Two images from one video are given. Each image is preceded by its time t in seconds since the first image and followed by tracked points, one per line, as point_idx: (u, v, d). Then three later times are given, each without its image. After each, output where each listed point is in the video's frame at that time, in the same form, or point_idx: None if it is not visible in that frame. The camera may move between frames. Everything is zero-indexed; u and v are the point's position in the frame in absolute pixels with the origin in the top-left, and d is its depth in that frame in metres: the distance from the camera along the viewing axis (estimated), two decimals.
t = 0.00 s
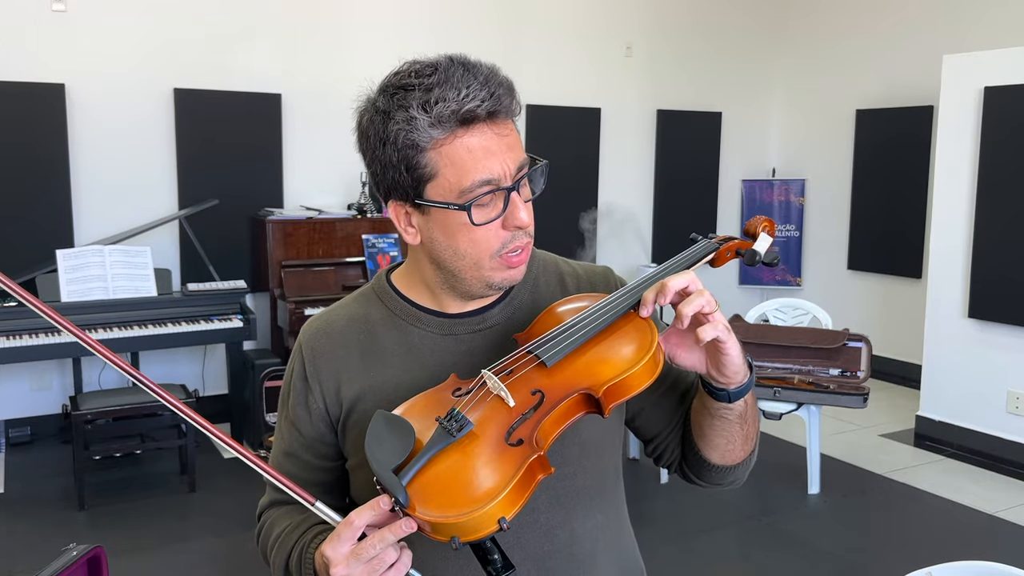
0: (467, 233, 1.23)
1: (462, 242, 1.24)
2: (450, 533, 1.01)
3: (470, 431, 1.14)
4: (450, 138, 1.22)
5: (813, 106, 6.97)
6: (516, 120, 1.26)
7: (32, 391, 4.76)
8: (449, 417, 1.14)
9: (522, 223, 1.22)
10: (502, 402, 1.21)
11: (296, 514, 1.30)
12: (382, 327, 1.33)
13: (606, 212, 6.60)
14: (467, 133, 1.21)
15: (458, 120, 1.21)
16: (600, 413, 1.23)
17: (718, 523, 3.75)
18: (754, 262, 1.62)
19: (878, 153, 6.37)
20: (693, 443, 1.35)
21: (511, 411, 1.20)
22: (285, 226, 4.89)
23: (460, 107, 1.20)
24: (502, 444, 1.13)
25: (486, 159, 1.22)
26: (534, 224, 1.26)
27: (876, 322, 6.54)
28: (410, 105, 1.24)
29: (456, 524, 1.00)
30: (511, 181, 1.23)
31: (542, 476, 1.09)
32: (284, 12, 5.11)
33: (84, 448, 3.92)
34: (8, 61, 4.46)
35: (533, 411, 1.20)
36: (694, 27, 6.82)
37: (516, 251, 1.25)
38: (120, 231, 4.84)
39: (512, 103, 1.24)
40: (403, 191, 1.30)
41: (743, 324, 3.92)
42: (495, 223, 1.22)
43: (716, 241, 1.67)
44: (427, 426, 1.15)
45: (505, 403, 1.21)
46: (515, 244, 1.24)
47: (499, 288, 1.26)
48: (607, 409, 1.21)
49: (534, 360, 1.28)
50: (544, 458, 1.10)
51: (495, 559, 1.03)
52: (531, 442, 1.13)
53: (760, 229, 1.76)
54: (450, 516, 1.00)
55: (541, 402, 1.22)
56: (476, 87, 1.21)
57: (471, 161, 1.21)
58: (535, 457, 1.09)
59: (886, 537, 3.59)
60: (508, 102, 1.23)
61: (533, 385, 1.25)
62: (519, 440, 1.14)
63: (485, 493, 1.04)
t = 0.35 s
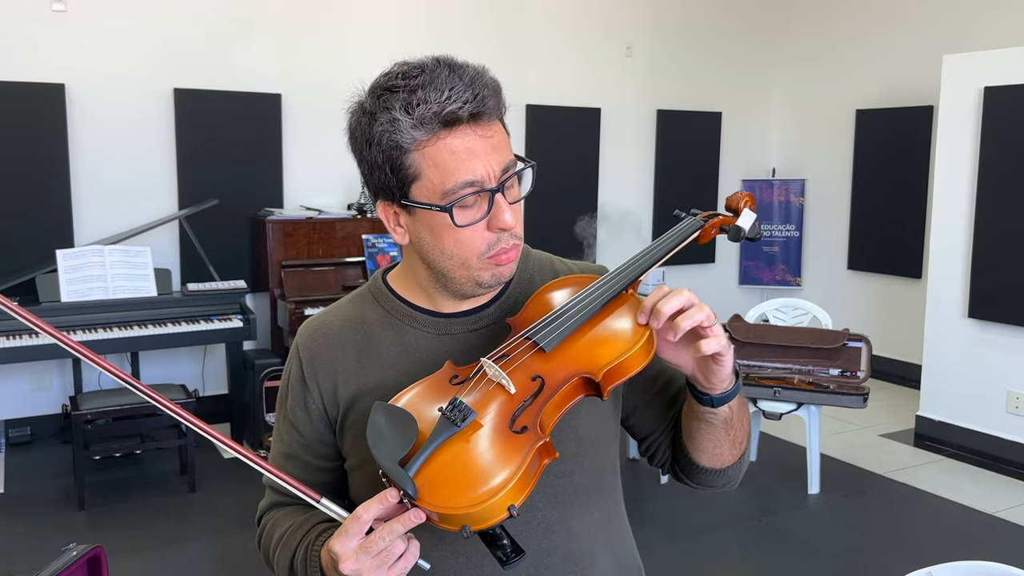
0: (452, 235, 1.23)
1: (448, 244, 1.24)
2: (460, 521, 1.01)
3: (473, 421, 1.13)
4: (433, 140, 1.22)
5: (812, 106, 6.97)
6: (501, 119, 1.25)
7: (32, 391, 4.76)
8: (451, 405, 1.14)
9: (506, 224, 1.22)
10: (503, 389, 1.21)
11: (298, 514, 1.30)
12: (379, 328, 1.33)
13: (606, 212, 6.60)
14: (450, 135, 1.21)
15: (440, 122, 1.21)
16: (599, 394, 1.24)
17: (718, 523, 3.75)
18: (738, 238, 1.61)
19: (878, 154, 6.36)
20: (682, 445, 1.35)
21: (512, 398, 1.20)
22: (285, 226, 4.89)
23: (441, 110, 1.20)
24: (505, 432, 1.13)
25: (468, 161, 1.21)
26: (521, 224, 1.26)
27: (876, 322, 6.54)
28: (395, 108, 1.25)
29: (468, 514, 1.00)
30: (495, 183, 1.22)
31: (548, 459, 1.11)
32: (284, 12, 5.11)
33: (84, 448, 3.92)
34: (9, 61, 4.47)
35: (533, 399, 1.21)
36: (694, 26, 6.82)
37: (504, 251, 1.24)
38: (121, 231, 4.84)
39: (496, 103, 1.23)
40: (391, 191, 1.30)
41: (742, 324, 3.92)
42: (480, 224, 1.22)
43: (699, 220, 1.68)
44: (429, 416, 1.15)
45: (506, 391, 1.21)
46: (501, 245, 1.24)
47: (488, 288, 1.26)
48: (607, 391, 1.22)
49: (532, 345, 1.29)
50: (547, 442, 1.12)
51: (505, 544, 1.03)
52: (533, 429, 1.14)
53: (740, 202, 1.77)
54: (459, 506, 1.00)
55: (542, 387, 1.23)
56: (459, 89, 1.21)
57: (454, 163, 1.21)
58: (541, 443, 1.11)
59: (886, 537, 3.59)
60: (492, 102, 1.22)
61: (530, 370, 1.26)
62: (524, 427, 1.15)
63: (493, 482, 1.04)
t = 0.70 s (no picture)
0: (445, 239, 1.23)
1: (441, 247, 1.24)
2: (461, 529, 1.01)
3: (474, 427, 1.14)
4: (425, 143, 1.22)
5: (812, 106, 6.97)
6: (497, 121, 1.24)
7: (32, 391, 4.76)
8: (451, 412, 1.14)
9: (500, 228, 1.21)
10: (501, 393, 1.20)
11: (300, 512, 1.30)
12: (380, 327, 1.33)
13: (606, 212, 6.60)
14: (443, 138, 1.21)
15: (432, 126, 1.21)
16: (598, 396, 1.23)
17: (718, 523, 3.75)
18: (738, 231, 1.67)
19: (877, 153, 6.36)
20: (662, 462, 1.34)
21: (510, 401, 1.19)
22: (285, 226, 4.88)
23: (433, 113, 1.20)
24: (504, 438, 1.13)
25: (460, 164, 1.21)
26: (516, 226, 1.25)
27: (876, 322, 6.54)
28: (388, 110, 1.25)
29: (469, 525, 1.01)
30: (488, 187, 1.22)
31: (547, 465, 1.11)
32: (284, 12, 5.11)
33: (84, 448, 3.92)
34: (9, 61, 4.46)
35: (532, 402, 1.20)
36: (695, 26, 6.81)
37: (498, 255, 1.24)
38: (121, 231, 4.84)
39: (491, 104, 1.22)
40: (387, 193, 1.31)
41: (742, 324, 3.92)
42: (472, 228, 1.22)
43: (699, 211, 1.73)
44: (427, 421, 1.14)
45: (504, 394, 1.20)
46: (494, 248, 1.23)
47: (484, 291, 1.26)
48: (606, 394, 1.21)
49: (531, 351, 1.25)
50: (547, 449, 1.12)
51: (505, 547, 1.05)
52: (532, 436, 1.13)
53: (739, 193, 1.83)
54: (460, 515, 1.01)
55: (541, 393, 1.21)
56: (452, 92, 1.21)
57: (447, 166, 1.21)
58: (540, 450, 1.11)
59: (885, 537, 3.59)
60: (485, 104, 1.22)
61: (529, 369, 1.24)
62: (523, 433, 1.15)
63: (493, 490, 1.04)
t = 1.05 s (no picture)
0: (441, 242, 1.23)
1: (438, 251, 1.24)
2: (436, 529, 1.01)
3: (454, 428, 1.12)
4: (422, 147, 1.22)
5: (812, 107, 6.97)
6: (495, 124, 1.23)
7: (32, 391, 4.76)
8: (433, 413, 1.13)
9: (495, 233, 1.21)
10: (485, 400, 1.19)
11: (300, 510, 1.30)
12: (380, 327, 1.33)
13: (606, 213, 6.60)
14: (440, 142, 1.21)
15: (428, 129, 1.20)
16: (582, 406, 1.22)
17: (718, 523, 3.75)
18: (729, 252, 1.66)
19: (877, 153, 6.36)
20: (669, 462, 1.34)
21: (493, 406, 1.18)
22: (285, 226, 4.88)
23: (429, 117, 1.20)
24: (487, 440, 1.12)
25: (455, 169, 1.21)
26: (513, 231, 1.25)
27: (877, 322, 6.53)
28: (385, 112, 1.25)
29: (443, 522, 1.00)
30: (484, 192, 1.22)
31: (524, 471, 1.10)
32: (284, 12, 5.12)
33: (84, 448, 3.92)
34: (10, 61, 4.47)
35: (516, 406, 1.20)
36: (694, 27, 6.81)
37: (494, 258, 1.25)
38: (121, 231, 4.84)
39: (489, 109, 1.22)
40: (385, 195, 1.31)
41: (742, 324, 3.93)
42: (468, 232, 1.22)
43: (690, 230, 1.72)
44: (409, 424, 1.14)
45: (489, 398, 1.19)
46: (490, 252, 1.24)
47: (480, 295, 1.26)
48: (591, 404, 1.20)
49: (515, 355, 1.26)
50: (526, 453, 1.11)
51: (482, 554, 1.03)
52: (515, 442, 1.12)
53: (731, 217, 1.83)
54: (435, 513, 1.01)
55: (523, 397, 1.21)
56: (450, 95, 1.20)
57: (443, 170, 1.21)
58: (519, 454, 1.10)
59: (885, 537, 3.59)
60: (482, 108, 1.21)
61: (514, 378, 1.24)
62: (503, 436, 1.14)
63: (472, 491, 1.04)
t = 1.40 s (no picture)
0: (440, 240, 1.23)
1: (437, 248, 1.24)
2: (444, 531, 1.00)
3: (455, 430, 1.13)
4: (422, 144, 1.22)
5: (812, 107, 6.97)
6: (496, 124, 1.23)
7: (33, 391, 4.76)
8: (433, 416, 1.13)
9: (494, 231, 1.21)
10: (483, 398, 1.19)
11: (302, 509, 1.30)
12: (382, 325, 1.33)
13: (606, 213, 6.60)
14: (440, 140, 1.21)
15: (428, 126, 1.20)
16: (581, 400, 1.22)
17: (718, 523, 3.75)
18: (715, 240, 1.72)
19: (877, 153, 6.36)
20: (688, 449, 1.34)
21: (493, 404, 1.19)
22: (285, 226, 4.88)
23: (429, 114, 1.20)
24: (487, 440, 1.12)
25: (455, 167, 1.21)
26: (512, 229, 1.25)
27: (877, 322, 6.53)
28: (386, 109, 1.25)
29: (451, 525, 1.00)
30: (483, 191, 1.22)
31: (530, 467, 1.10)
32: (284, 12, 5.12)
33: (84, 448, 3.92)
34: (11, 60, 4.47)
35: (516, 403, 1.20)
36: (694, 27, 6.81)
37: (493, 256, 1.24)
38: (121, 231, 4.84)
39: (489, 108, 1.22)
40: (385, 191, 1.31)
41: (742, 324, 3.93)
42: (467, 230, 1.22)
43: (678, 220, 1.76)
44: (408, 424, 1.14)
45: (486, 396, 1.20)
46: (489, 251, 1.23)
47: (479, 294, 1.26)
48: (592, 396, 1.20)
49: (511, 352, 1.26)
50: (531, 451, 1.11)
51: (487, 550, 1.05)
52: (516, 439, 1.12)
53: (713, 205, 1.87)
54: (442, 516, 1.00)
55: (524, 395, 1.20)
56: (452, 94, 1.20)
57: (443, 168, 1.21)
58: (523, 450, 1.10)
59: (885, 537, 3.59)
60: (483, 107, 1.21)
61: (511, 375, 1.24)
62: (505, 435, 1.14)
63: (477, 491, 1.03)
